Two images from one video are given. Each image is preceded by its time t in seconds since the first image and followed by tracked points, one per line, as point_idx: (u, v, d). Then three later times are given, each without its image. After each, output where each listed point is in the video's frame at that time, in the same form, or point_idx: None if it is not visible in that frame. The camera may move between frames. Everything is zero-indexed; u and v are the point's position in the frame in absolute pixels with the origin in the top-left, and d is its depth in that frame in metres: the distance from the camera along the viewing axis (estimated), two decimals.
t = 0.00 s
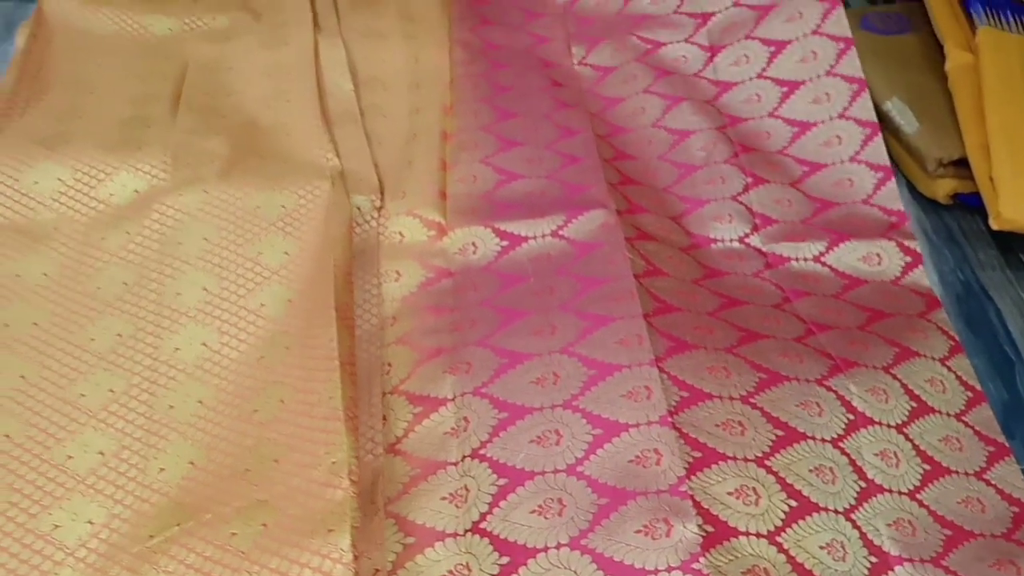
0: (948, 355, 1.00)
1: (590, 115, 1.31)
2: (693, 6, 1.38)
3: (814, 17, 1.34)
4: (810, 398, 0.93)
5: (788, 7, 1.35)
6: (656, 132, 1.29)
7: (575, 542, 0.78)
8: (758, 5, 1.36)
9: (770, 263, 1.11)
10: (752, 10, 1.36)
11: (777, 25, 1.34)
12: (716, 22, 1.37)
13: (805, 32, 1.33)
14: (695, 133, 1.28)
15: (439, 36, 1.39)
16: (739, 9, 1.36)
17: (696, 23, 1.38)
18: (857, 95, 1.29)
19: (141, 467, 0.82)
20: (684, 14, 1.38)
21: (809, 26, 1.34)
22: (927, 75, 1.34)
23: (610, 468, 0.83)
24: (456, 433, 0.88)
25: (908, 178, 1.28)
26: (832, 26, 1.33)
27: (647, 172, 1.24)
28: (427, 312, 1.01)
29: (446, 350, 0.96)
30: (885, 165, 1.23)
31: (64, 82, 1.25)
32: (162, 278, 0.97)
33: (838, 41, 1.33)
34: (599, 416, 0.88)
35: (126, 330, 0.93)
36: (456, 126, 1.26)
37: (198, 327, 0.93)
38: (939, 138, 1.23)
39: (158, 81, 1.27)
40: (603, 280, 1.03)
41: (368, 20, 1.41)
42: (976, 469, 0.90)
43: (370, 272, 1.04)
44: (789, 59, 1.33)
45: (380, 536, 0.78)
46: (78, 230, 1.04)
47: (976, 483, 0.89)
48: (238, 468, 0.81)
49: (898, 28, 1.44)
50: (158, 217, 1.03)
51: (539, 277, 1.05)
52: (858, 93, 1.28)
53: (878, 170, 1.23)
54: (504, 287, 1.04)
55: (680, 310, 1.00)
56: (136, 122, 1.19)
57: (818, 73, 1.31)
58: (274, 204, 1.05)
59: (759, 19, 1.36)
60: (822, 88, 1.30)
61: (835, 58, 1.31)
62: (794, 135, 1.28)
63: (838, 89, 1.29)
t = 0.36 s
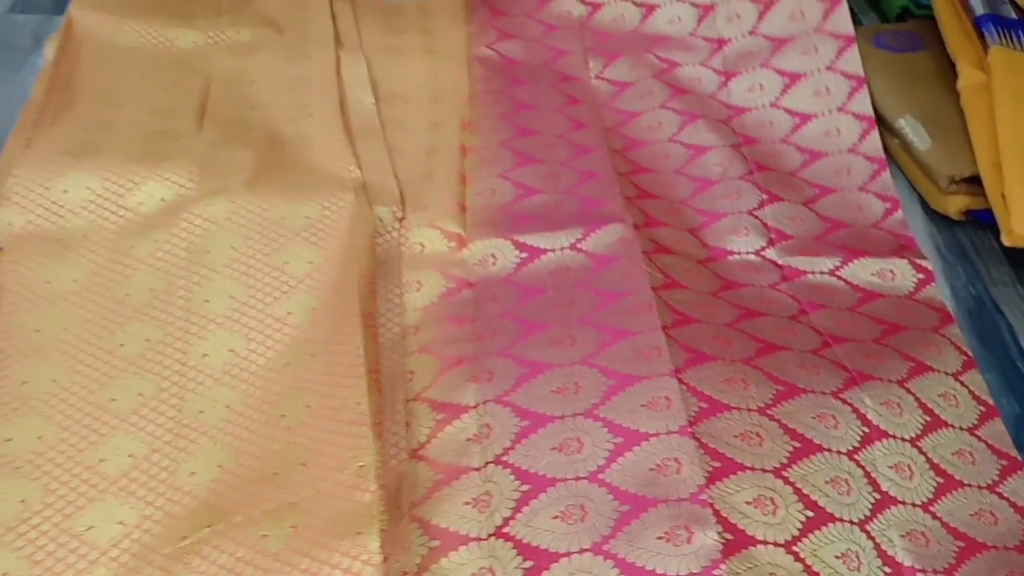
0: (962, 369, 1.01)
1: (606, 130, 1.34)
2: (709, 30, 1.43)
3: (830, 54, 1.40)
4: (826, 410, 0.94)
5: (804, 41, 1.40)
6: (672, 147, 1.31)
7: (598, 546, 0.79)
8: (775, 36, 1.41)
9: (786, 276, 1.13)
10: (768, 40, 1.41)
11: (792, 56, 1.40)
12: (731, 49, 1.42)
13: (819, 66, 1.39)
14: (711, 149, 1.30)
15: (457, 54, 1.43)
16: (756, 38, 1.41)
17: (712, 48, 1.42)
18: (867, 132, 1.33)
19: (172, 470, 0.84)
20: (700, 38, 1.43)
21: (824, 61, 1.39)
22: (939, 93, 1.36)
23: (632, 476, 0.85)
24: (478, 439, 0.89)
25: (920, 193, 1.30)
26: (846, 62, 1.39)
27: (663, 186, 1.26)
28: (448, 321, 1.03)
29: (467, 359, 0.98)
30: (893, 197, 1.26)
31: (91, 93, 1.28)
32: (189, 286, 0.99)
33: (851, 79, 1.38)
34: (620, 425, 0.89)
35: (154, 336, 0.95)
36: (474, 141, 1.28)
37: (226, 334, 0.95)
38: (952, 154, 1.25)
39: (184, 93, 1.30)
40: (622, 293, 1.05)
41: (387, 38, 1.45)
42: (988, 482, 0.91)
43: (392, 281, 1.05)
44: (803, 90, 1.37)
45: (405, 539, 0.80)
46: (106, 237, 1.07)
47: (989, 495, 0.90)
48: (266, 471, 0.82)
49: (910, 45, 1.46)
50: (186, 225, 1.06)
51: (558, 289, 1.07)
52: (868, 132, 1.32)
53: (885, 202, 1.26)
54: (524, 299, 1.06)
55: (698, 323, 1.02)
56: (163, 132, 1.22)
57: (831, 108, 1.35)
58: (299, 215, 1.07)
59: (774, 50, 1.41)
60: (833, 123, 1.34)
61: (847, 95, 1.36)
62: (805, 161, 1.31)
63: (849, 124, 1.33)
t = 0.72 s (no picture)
0: (982, 382, 1.03)
1: (630, 141, 1.36)
2: (728, 71, 1.49)
3: (845, 95, 1.44)
4: (850, 421, 0.96)
5: (819, 86, 1.45)
6: (695, 160, 1.33)
7: (629, 547, 0.81)
8: (791, 79, 1.47)
9: (810, 287, 1.15)
10: (784, 83, 1.47)
11: (809, 95, 1.44)
12: (748, 87, 1.47)
13: (836, 105, 1.42)
14: (732, 166, 1.32)
15: (482, 67, 1.46)
16: (772, 80, 1.47)
17: (729, 85, 1.48)
18: (884, 161, 1.35)
19: (212, 467, 0.86)
20: (719, 76, 1.49)
21: (838, 102, 1.43)
22: (961, 110, 1.38)
23: (661, 480, 0.87)
24: (509, 442, 0.91)
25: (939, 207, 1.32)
26: (862, 103, 1.42)
27: (687, 197, 1.28)
28: (478, 326, 1.05)
29: (498, 364, 1.00)
30: (914, 215, 1.27)
31: (129, 98, 1.31)
32: (228, 290, 1.02)
33: (866, 117, 1.41)
34: (649, 431, 0.91)
35: (193, 337, 0.98)
36: (500, 149, 1.30)
37: (264, 336, 0.97)
38: (972, 170, 1.27)
39: (219, 100, 1.33)
40: (649, 301, 1.07)
41: (414, 49, 1.48)
42: (1008, 494, 0.92)
43: (423, 286, 1.08)
44: (820, 125, 1.40)
45: (439, 537, 0.82)
46: (145, 240, 1.09)
47: (1008, 507, 0.91)
48: (305, 469, 0.85)
49: (933, 61, 1.49)
50: (224, 230, 1.08)
51: (585, 296, 1.09)
52: (884, 162, 1.34)
53: (907, 220, 1.26)
54: (552, 305, 1.07)
55: (724, 333, 1.04)
56: (199, 138, 1.24)
57: (847, 139, 1.38)
58: (333, 221, 1.10)
59: (790, 90, 1.46)
60: (850, 152, 1.36)
61: (863, 127, 1.39)
62: (824, 181, 1.33)
63: (866, 154, 1.36)
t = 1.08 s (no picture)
0: (1014, 385, 1.04)
1: (659, 146, 1.38)
2: (755, 82, 1.51)
3: (871, 106, 1.45)
4: (883, 423, 0.97)
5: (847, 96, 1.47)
6: (725, 165, 1.35)
7: (669, 546, 0.84)
8: (817, 92, 1.49)
9: (841, 291, 1.16)
10: (811, 94, 1.49)
11: (835, 105, 1.46)
12: (774, 96, 1.49)
13: (862, 115, 1.44)
14: (762, 171, 1.34)
15: (513, 74, 1.49)
16: (799, 91, 1.49)
17: (756, 93, 1.49)
18: (912, 167, 1.36)
19: (262, 464, 0.89)
20: (746, 85, 1.51)
21: (865, 112, 1.45)
22: (989, 117, 1.39)
23: (700, 480, 0.89)
24: (548, 442, 0.94)
25: (969, 213, 1.33)
26: (888, 112, 1.44)
27: (718, 202, 1.30)
28: (515, 329, 1.07)
29: (535, 366, 1.02)
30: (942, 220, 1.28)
31: (171, 106, 1.34)
32: (273, 293, 1.05)
33: (894, 126, 1.42)
34: (686, 432, 0.93)
35: (240, 337, 1.01)
36: (531, 155, 1.32)
37: (308, 337, 1.00)
38: (1001, 175, 1.28)
39: (258, 108, 1.36)
40: (683, 305, 1.09)
41: (445, 57, 1.51)
42: None
43: (461, 290, 1.10)
44: (847, 131, 1.42)
45: (483, 534, 0.84)
46: (191, 245, 1.13)
47: None
48: (352, 467, 0.87)
49: (960, 67, 1.50)
50: (268, 234, 1.11)
51: (619, 300, 1.11)
52: (911, 168, 1.36)
53: (936, 224, 1.28)
54: (587, 309, 1.10)
55: (758, 336, 1.06)
56: (241, 145, 1.28)
57: (876, 145, 1.39)
58: (373, 225, 1.12)
59: (817, 101, 1.47)
60: (878, 157, 1.38)
61: (890, 135, 1.41)
62: (852, 186, 1.34)
63: (894, 160, 1.37)
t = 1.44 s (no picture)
0: None
1: (681, 155, 1.40)
2: (775, 92, 1.53)
3: (891, 118, 1.46)
4: (906, 431, 0.98)
5: (867, 107, 1.48)
6: (747, 174, 1.37)
7: (695, 549, 0.85)
8: (838, 103, 1.50)
9: (862, 300, 1.17)
10: (831, 105, 1.50)
11: (855, 116, 1.47)
12: (794, 107, 1.50)
13: (882, 127, 1.45)
14: (783, 180, 1.35)
15: (536, 84, 1.51)
16: (819, 102, 1.50)
17: (776, 104, 1.51)
18: (932, 178, 1.37)
19: (295, 465, 0.91)
20: (766, 95, 1.52)
21: (886, 123, 1.46)
22: (1010, 127, 1.40)
23: (726, 485, 0.90)
24: (574, 447, 0.95)
25: (988, 223, 1.34)
26: (908, 125, 1.45)
27: (740, 211, 1.31)
28: (540, 335, 1.09)
29: (560, 373, 1.03)
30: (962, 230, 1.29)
31: (203, 114, 1.37)
32: (304, 298, 1.08)
33: (914, 137, 1.43)
34: (712, 438, 0.95)
35: (273, 340, 1.04)
36: (555, 163, 1.34)
37: (339, 341, 1.03)
38: (1021, 186, 1.29)
39: (287, 117, 1.39)
40: (706, 313, 1.10)
41: (470, 66, 1.54)
42: None
43: (488, 296, 1.13)
44: (869, 141, 1.43)
45: (512, 536, 0.86)
46: (224, 250, 1.15)
47: None
48: (384, 469, 0.89)
49: (981, 79, 1.51)
50: (300, 241, 1.14)
51: (643, 308, 1.12)
52: (931, 179, 1.37)
53: (956, 234, 1.29)
54: (612, 316, 1.11)
55: (781, 345, 1.07)
56: (272, 153, 1.30)
57: (897, 156, 1.41)
58: (402, 233, 1.15)
59: (837, 112, 1.49)
60: (899, 168, 1.39)
61: (911, 146, 1.42)
62: (873, 197, 1.35)
63: (913, 171, 1.38)
